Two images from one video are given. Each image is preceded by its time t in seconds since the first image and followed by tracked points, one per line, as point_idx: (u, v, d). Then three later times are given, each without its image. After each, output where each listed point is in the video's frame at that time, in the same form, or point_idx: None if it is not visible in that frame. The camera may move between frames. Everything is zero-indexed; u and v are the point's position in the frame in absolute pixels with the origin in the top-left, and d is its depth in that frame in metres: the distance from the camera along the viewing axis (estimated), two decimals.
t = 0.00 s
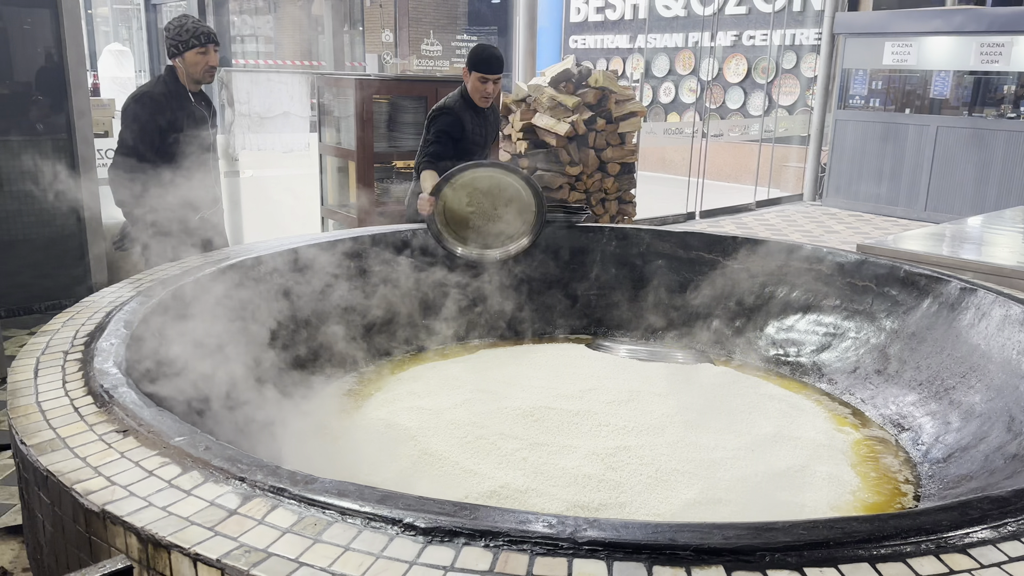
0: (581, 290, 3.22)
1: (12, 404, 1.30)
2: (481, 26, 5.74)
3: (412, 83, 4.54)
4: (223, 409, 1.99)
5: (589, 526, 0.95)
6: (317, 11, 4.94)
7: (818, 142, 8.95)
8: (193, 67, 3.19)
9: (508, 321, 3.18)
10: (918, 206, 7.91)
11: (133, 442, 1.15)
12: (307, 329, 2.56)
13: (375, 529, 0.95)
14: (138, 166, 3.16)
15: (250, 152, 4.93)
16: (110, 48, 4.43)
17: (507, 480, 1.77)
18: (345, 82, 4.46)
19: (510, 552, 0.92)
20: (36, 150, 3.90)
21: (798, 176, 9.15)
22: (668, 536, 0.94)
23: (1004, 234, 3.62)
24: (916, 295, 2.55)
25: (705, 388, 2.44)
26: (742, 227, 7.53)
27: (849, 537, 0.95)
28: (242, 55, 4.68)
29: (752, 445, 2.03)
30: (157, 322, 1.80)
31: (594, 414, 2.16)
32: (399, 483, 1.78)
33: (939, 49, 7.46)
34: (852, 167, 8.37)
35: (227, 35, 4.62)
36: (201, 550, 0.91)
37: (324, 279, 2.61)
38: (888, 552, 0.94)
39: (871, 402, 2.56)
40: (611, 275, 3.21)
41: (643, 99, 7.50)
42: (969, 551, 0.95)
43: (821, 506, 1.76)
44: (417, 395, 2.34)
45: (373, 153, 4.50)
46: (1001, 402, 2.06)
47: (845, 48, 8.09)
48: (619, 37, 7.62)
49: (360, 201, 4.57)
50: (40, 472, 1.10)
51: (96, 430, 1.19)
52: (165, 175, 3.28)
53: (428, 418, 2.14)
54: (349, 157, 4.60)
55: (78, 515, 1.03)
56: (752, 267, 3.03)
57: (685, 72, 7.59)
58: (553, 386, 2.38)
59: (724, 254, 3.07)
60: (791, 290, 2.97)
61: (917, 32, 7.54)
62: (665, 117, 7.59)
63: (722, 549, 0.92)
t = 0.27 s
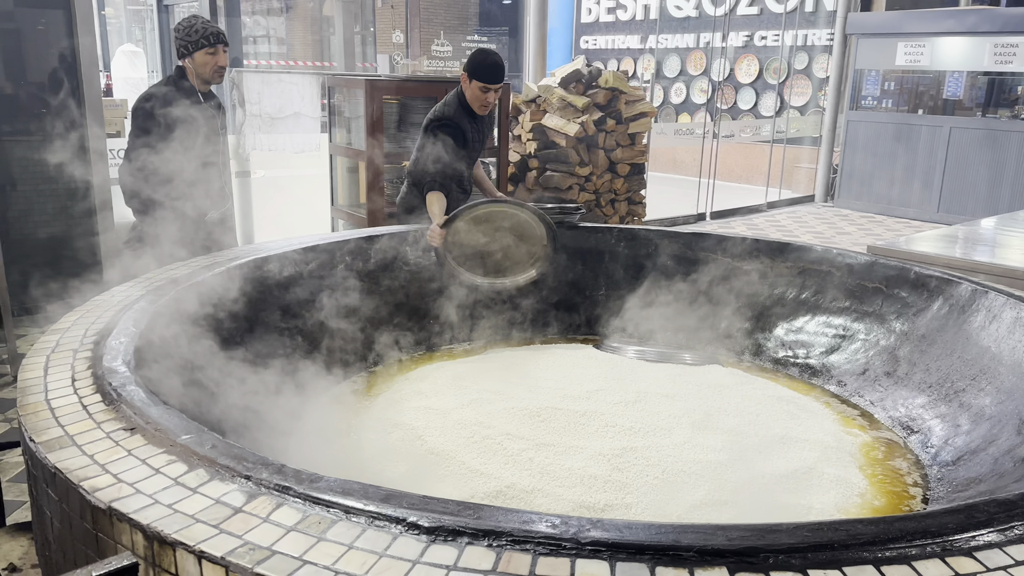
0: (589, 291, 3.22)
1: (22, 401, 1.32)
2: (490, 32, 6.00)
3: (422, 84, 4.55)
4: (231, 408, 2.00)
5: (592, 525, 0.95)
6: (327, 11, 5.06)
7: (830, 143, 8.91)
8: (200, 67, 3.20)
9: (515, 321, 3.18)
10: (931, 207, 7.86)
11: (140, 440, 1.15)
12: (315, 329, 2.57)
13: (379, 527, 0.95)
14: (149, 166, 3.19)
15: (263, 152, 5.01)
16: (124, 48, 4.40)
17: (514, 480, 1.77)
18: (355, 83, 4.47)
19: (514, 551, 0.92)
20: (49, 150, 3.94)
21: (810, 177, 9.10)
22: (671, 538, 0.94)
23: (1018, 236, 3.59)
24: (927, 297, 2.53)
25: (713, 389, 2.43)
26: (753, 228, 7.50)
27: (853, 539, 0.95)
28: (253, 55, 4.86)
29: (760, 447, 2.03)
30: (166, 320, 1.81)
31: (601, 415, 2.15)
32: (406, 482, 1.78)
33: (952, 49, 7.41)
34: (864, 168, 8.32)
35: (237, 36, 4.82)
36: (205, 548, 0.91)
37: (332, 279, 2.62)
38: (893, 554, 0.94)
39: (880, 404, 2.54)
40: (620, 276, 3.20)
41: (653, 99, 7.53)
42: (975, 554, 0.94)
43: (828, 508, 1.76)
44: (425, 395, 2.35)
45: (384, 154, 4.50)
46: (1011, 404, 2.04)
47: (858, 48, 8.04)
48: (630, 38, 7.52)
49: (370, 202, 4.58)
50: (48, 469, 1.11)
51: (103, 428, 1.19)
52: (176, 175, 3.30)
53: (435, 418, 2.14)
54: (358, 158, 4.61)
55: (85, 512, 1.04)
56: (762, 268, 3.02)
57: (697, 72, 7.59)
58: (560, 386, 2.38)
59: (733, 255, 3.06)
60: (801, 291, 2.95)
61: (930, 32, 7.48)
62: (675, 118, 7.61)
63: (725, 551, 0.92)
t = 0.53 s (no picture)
0: (595, 293, 3.21)
1: (25, 404, 1.32)
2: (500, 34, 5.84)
3: (428, 86, 4.55)
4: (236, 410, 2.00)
5: (591, 531, 0.95)
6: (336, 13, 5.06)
7: (840, 143, 8.86)
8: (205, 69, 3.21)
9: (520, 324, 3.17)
10: (942, 208, 7.80)
11: (141, 442, 1.16)
12: (320, 330, 2.58)
13: (377, 532, 0.95)
14: (157, 168, 3.20)
15: (271, 154, 5.04)
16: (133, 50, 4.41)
17: (517, 484, 1.77)
18: (362, 84, 4.47)
19: (512, 556, 0.91)
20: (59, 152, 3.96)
21: (819, 177, 9.07)
22: (671, 543, 0.93)
23: None
24: (935, 299, 2.51)
25: (718, 392, 2.42)
26: (762, 229, 7.48)
27: (854, 545, 0.94)
28: (262, 57, 4.84)
29: (765, 450, 2.02)
30: (169, 322, 1.82)
31: (606, 417, 2.15)
32: (409, 485, 1.78)
33: (963, 49, 7.35)
34: (875, 169, 8.28)
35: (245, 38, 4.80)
36: (204, 552, 0.91)
37: (338, 280, 2.62)
38: (895, 561, 0.93)
39: (888, 407, 2.52)
40: (625, 278, 3.20)
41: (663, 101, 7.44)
42: (979, 561, 0.93)
43: (833, 512, 1.74)
44: (429, 397, 2.35)
45: (391, 155, 4.50)
46: (1019, 408, 2.02)
47: (868, 48, 8.00)
48: (640, 39, 7.31)
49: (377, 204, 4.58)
50: (49, 471, 1.12)
51: (105, 430, 1.20)
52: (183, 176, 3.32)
53: (439, 421, 2.14)
54: (365, 159, 4.61)
55: (85, 515, 1.04)
56: (769, 270, 3.00)
57: (706, 73, 7.54)
58: (565, 389, 2.37)
59: (740, 257, 3.04)
60: (808, 293, 2.93)
61: (941, 32, 7.43)
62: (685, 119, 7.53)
63: (725, 556, 0.91)
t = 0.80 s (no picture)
0: (598, 295, 3.20)
1: (24, 408, 1.32)
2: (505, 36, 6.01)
3: (432, 88, 4.54)
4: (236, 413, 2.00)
5: (587, 538, 0.94)
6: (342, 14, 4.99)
7: (847, 143, 8.83)
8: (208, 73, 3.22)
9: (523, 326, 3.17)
10: (949, 209, 7.77)
11: (139, 448, 1.16)
12: (322, 332, 2.58)
13: (372, 539, 0.95)
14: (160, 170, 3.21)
15: (275, 156, 5.07)
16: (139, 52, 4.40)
17: (517, 488, 1.76)
18: (366, 86, 4.47)
19: (507, 564, 0.91)
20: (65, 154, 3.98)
21: (826, 178, 9.04)
22: (667, 551, 0.92)
23: None
24: (940, 301, 2.49)
25: (720, 395, 2.41)
26: (768, 230, 7.46)
27: (853, 553, 0.93)
28: (268, 58, 4.91)
29: (767, 455, 2.01)
30: (170, 326, 1.82)
31: (607, 421, 2.14)
32: (409, 490, 1.78)
33: (970, 49, 7.31)
34: (881, 169, 8.25)
35: (250, 41, 4.89)
36: (198, 558, 0.91)
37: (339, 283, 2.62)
38: (893, 569, 0.92)
39: (892, 411, 2.51)
40: (628, 279, 3.19)
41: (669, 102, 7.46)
42: (979, 568, 0.92)
43: (835, 517, 1.73)
44: (430, 400, 2.35)
45: (395, 157, 4.49)
46: None
47: (874, 48, 7.98)
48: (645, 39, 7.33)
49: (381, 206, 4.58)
50: (47, 476, 1.12)
51: (103, 435, 1.20)
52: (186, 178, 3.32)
53: (440, 424, 2.13)
54: (370, 161, 4.61)
55: (81, 521, 1.04)
56: (773, 272, 2.98)
57: (711, 74, 7.47)
58: (566, 393, 2.36)
59: (744, 259, 3.03)
60: (812, 295, 2.91)
61: (949, 32, 7.39)
62: (691, 119, 7.62)
63: (722, 564, 0.90)
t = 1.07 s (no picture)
0: (599, 297, 3.19)
1: (18, 411, 1.32)
2: (507, 37, 6.01)
3: (433, 89, 4.54)
4: (234, 415, 2.00)
5: (580, 542, 0.93)
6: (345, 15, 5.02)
7: (850, 143, 8.81)
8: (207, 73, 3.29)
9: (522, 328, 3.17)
10: (952, 209, 7.75)
11: (132, 451, 1.15)
12: (321, 333, 2.58)
13: (364, 543, 0.94)
14: (160, 171, 3.20)
15: (276, 157, 5.04)
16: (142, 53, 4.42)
17: (515, 491, 1.76)
18: (368, 87, 4.47)
19: (499, 568, 0.90)
20: (67, 155, 3.98)
21: (829, 178, 9.02)
22: (661, 555, 0.91)
23: None
24: (940, 302, 2.48)
25: (719, 397, 2.40)
26: (770, 231, 7.45)
27: (849, 557, 0.92)
28: (271, 59, 4.86)
29: (766, 457, 2.00)
30: (168, 327, 1.82)
31: (605, 423, 2.13)
32: (406, 493, 1.77)
33: (974, 49, 7.29)
34: (885, 169, 8.23)
35: (251, 40, 4.80)
36: (188, 563, 0.90)
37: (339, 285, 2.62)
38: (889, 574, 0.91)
39: (892, 412, 2.50)
40: (628, 281, 3.18)
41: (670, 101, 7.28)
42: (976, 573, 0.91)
43: (835, 519, 1.72)
44: (428, 402, 2.34)
45: (396, 158, 4.49)
46: None
47: (877, 48, 7.96)
48: (648, 40, 7.30)
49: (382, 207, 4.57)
50: (39, 480, 1.11)
51: (96, 438, 1.19)
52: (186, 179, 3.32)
53: (438, 427, 2.13)
54: (371, 163, 4.60)
55: (73, 525, 1.04)
56: (774, 273, 2.97)
57: (716, 74, 7.47)
58: (565, 394, 2.36)
59: (745, 259, 3.02)
60: (813, 296, 2.90)
61: (953, 32, 7.37)
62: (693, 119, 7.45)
63: (715, 569, 0.90)
